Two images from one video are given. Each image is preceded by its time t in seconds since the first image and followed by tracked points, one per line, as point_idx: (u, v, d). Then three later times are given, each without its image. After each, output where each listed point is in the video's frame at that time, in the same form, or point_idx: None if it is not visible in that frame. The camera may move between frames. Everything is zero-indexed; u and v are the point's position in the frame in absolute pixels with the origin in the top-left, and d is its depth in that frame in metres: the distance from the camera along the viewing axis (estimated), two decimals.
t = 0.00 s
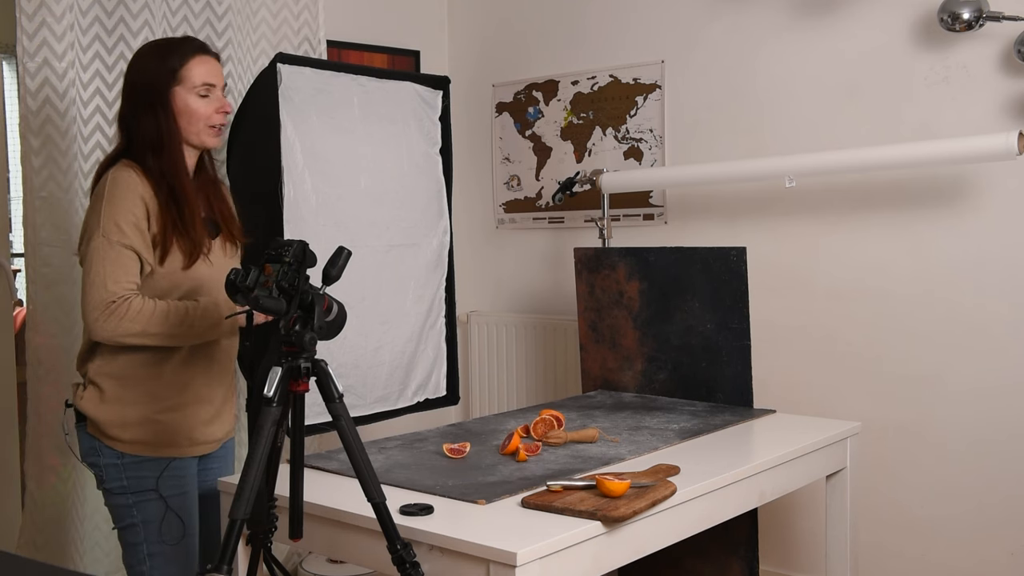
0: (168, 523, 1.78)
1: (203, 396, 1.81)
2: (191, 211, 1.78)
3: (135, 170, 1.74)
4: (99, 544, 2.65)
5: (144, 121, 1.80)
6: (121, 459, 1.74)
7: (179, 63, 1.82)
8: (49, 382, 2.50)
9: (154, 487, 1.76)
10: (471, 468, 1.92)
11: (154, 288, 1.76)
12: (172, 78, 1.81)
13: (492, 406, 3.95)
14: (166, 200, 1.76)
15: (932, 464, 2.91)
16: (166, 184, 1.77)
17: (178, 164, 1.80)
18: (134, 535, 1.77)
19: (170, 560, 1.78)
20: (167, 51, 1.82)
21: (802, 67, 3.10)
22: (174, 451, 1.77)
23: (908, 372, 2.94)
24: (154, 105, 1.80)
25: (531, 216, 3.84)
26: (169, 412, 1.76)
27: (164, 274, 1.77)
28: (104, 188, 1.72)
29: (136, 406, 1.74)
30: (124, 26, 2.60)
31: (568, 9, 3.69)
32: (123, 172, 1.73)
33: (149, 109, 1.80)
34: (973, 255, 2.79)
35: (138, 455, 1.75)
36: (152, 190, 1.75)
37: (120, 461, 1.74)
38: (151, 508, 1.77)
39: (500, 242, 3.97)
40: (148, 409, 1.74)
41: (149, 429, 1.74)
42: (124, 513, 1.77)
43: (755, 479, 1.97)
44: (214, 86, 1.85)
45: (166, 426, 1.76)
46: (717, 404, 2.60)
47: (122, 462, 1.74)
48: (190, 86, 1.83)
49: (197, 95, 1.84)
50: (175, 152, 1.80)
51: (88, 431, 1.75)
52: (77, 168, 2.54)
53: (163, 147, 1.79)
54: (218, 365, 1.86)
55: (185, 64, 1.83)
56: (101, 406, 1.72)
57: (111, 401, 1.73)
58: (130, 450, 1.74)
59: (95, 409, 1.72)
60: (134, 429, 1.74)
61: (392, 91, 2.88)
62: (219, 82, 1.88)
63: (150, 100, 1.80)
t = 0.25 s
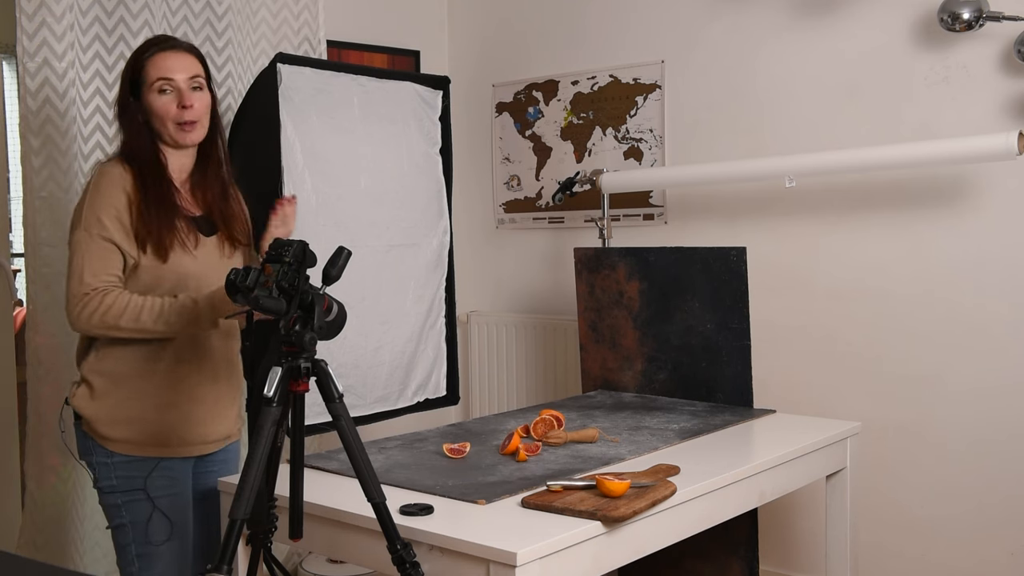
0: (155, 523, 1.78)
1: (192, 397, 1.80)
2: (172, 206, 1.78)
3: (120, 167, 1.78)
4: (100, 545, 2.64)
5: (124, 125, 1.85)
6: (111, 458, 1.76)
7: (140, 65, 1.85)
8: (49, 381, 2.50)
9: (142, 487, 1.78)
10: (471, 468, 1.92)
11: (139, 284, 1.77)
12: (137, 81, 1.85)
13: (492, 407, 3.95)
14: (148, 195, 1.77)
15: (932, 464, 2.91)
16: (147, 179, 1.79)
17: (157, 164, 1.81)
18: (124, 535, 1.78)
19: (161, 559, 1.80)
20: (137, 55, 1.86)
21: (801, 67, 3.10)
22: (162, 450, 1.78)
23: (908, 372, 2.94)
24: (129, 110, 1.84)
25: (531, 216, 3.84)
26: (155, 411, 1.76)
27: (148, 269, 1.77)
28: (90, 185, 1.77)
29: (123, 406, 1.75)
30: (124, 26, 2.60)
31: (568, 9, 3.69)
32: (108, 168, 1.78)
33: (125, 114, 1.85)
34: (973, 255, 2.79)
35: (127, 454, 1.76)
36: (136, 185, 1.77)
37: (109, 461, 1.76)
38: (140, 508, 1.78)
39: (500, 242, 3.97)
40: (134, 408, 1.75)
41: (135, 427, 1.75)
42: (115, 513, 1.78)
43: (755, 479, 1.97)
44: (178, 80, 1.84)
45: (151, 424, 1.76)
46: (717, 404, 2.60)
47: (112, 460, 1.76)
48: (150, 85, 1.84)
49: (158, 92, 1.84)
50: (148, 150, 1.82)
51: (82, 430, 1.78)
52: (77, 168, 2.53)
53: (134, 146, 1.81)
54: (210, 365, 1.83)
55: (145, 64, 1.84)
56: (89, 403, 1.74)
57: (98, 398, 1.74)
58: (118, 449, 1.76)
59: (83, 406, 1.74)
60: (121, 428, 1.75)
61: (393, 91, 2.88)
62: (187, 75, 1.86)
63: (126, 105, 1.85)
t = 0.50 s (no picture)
0: (147, 524, 1.79)
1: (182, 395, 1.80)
2: (157, 206, 1.78)
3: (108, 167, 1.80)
4: (99, 544, 2.64)
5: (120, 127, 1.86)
6: (104, 458, 1.77)
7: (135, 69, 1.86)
8: (48, 382, 2.50)
9: (132, 487, 1.78)
10: (471, 468, 1.91)
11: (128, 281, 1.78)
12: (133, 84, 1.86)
13: (492, 407, 3.95)
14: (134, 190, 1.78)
15: (932, 464, 2.91)
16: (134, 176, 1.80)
17: (148, 164, 1.82)
18: (118, 535, 1.79)
19: (154, 560, 1.80)
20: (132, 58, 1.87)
21: (801, 67, 3.10)
22: (152, 449, 1.77)
23: (908, 372, 2.94)
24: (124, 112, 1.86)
25: (531, 216, 3.84)
26: (144, 409, 1.76)
27: (135, 268, 1.78)
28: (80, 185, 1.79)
29: (114, 404, 1.75)
30: (124, 26, 2.60)
31: (568, 9, 3.69)
32: (97, 167, 1.80)
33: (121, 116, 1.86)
34: (973, 255, 2.79)
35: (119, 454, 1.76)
36: (123, 183, 1.79)
37: (102, 460, 1.77)
38: (131, 508, 1.78)
39: (500, 242, 3.97)
40: (124, 407, 1.75)
41: (125, 425, 1.75)
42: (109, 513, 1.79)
43: (755, 479, 1.97)
44: (171, 84, 1.84)
45: (140, 422, 1.76)
46: (717, 404, 2.60)
47: (105, 459, 1.77)
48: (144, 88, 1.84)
49: (151, 96, 1.84)
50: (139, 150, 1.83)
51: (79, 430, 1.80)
52: (77, 168, 2.53)
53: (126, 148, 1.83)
54: (201, 362, 1.82)
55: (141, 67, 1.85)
56: (80, 401, 1.75)
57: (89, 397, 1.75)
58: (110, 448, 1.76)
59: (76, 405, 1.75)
60: (111, 426, 1.75)
61: (393, 91, 2.88)
62: (181, 79, 1.85)
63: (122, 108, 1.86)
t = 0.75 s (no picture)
0: (144, 524, 1.78)
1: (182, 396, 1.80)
2: (161, 206, 1.78)
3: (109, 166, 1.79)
4: (99, 544, 2.64)
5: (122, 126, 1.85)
6: (103, 458, 1.77)
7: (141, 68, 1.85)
8: (48, 382, 2.50)
9: (130, 487, 1.77)
10: (471, 468, 1.91)
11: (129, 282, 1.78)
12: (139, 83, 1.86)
13: (492, 407, 3.95)
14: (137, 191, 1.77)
15: (932, 464, 2.91)
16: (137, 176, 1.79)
17: (151, 164, 1.82)
18: (116, 536, 1.79)
19: (151, 561, 1.80)
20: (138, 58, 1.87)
21: (801, 67, 3.10)
22: (153, 451, 1.78)
23: (908, 372, 2.94)
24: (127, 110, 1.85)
25: (531, 216, 3.84)
26: (145, 411, 1.76)
27: (136, 270, 1.78)
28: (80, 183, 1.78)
29: (114, 404, 1.75)
30: (124, 26, 2.60)
31: (568, 9, 3.69)
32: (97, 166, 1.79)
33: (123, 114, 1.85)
34: (973, 255, 2.79)
35: (119, 455, 1.77)
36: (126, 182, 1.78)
37: (100, 460, 1.76)
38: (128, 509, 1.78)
39: (500, 242, 3.97)
40: (124, 407, 1.75)
41: (125, 427, 1.76)
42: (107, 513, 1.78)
43: (755, 479, 1.97)
44: (179, 85, 1.84)
45: (140, 424, 1.76)
46: (717, 404, 2.60)
47: (104, 459, 1.77)
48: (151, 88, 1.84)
49: (158, 96, 1.84)
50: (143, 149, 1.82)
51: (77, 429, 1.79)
52: (77, 167, 2.53)
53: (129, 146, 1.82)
54: (201, 364, 1.83)
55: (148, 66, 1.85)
56: (81, 401, 1.75)
57: (89, 398, 1.75)
58: (109, 448, 1.76)
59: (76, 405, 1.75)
60: (112, 427, 1.75)
61: (393, 91, 2.88)
62: (188, 79, 1.85)
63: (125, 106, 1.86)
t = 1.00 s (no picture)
0: (154, 526, 1.77)
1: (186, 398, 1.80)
2: (163, 210, 1.78)
3: (108, 169, 1.78)
4: (99, 544, 2.64)
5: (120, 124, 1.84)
6: (108, 462, 1.76)
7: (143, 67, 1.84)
8: (48, 383, 2.49)
9: (139, 489, 1.77)
10: (471, 468, 1.91)
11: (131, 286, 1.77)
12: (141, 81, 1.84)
13: (492, 407, 3.95)
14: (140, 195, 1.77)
15: (932, 464, 2.91)
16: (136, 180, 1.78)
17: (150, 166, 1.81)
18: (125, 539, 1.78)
19: (155, 563, 1.80)
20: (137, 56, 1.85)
21: (801, 67, 3.10)
22: (157, 454, 1.78)
23: (908, 372, 2.94)
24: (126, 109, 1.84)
25: (531, 216, 3.84)
26: (150, 415, 1.76)
27: (138, 273, 1.77)
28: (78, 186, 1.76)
29: (119, 409, 1.74)
30: (124, 26, 2.59)
31: (568, 9, 3.69)
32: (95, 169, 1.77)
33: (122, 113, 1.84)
34: (973, 255, 2.79)
35: (124, 459, 1.76)
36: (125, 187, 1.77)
37: (106, 464, 1.76)
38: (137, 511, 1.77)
39: (500, 242, 3.97)
40: (128, 412, 1.75)
41: (131, 431, 1.75)
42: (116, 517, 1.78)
43: (755, 479, 1.97)
44: (182, 85, 1.83)
45: (144, 428, 1.76)
46: (717, 404, 2.60)
47: (110, 464, 1.76)
48: (154, 87, 1.83)
49: (161, 95, 1.83)
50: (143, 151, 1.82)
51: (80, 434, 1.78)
52: (77, 167, 2.53)
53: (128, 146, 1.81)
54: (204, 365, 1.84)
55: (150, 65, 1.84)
56: (85, 407, 1.74)
57: (94, 403, 1.74)
58: (114, 453, 1.75)
59: (79, 410, 1.74)
60: (116, 432, 1.75)
61: (393, 91, 2.88)
62: (191, 80, 1.86)
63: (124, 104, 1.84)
